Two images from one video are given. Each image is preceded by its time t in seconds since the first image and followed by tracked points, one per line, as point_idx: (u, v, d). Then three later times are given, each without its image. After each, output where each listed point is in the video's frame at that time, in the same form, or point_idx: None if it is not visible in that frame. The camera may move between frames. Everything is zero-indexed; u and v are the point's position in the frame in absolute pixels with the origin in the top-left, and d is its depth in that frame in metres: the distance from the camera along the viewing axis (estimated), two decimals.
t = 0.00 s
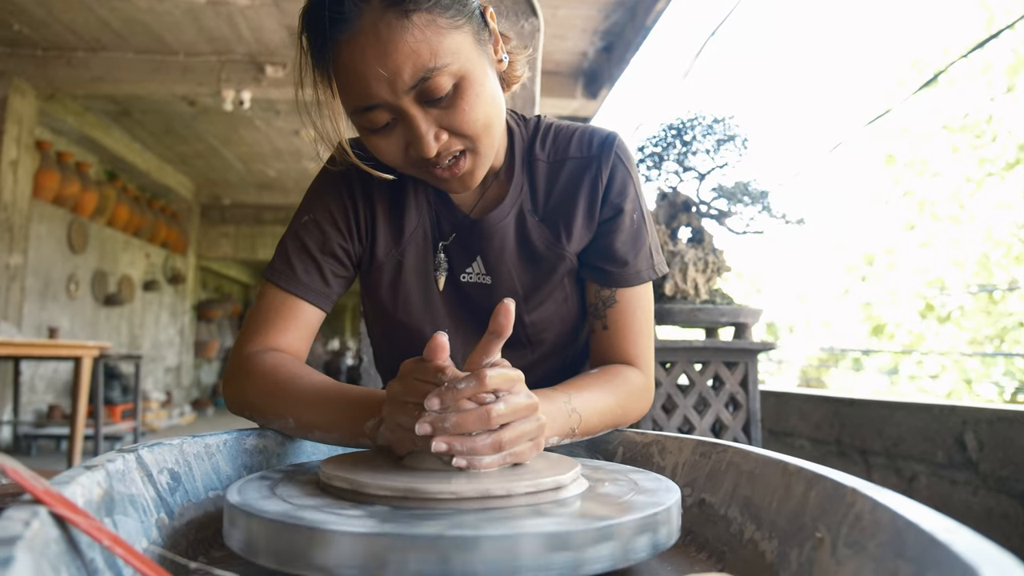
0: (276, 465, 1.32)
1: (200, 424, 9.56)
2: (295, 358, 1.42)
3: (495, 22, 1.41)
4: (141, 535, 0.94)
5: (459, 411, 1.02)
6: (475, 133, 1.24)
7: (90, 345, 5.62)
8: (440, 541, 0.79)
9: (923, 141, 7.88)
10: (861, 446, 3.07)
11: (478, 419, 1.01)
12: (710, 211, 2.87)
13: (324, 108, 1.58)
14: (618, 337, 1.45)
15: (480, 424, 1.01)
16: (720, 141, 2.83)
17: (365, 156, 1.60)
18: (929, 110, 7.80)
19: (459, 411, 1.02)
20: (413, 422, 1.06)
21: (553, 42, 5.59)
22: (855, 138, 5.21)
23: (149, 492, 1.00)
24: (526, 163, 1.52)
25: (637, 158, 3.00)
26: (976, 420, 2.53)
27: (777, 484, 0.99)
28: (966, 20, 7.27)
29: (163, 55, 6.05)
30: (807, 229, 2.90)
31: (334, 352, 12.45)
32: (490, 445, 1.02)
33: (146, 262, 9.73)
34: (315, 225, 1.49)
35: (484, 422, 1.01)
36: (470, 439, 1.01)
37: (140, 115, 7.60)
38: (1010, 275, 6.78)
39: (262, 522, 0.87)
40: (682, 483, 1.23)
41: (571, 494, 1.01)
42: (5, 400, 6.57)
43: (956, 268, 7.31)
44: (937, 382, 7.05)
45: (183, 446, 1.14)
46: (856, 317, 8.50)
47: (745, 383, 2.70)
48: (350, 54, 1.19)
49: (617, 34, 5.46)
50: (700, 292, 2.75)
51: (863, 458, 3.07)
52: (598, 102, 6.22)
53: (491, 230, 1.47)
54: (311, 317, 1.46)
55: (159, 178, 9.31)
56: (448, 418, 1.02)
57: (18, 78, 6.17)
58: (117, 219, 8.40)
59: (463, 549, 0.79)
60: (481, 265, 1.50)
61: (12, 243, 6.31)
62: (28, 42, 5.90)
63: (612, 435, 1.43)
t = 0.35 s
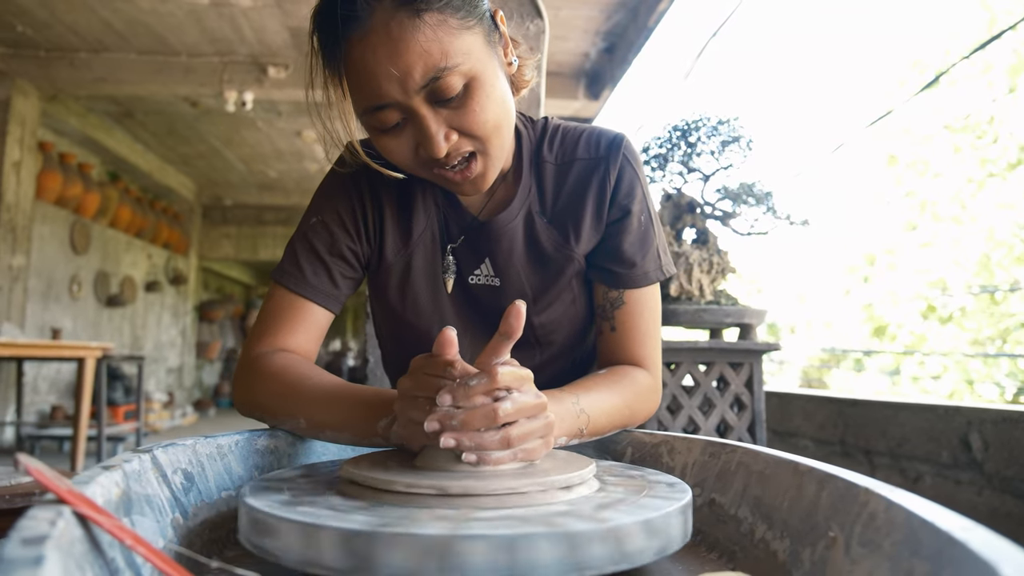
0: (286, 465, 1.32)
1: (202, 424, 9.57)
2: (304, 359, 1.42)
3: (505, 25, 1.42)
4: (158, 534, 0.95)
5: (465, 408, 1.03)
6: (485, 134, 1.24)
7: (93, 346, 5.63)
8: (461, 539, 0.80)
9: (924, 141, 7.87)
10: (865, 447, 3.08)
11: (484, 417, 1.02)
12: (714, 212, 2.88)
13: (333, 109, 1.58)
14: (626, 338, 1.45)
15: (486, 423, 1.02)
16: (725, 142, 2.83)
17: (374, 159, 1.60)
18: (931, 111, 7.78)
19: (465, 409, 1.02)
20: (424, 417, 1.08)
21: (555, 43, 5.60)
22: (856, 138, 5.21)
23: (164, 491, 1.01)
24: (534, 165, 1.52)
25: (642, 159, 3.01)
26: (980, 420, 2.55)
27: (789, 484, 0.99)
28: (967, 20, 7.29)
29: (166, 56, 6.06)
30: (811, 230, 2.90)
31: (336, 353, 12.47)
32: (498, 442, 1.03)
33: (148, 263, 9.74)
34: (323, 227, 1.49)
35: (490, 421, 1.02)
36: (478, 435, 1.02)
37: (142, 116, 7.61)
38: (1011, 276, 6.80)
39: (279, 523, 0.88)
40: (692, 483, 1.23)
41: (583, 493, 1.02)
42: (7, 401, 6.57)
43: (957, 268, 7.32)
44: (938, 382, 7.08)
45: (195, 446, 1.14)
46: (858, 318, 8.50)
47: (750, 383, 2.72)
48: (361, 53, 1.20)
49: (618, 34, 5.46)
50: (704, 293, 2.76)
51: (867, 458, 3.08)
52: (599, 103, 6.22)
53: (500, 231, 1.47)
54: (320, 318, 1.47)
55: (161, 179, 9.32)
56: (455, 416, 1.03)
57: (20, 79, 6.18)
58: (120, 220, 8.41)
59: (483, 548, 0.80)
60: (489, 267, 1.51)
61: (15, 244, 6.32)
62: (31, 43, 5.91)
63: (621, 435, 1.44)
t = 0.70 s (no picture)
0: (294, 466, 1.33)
1: (205, 425, 9.57)
2: (311, 361, 1.42)
3: (510, 27, 1.42)
4: (169, 533, 0.96)
5: (473, 404, 1.03)
6: (491, 137, 1.25)
7: (98, 346, 5.64)
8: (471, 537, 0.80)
9: (926, 142, 7.83)
10: (870, 448, 3.08)
11: (492, 415, 1.03)
12: (718, 213, 2.89)
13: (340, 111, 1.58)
14: (633, 340, 1.45)
15: (494, 420, 1.02)
16: (729, 143, 2.84)
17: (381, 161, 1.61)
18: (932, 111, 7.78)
19: (475, 405, 1.03)
20: (434, 412, 1.09)
21: (558, 44, 5.60)
22: (859, 138, 5.21)
23: (174, 492, 1.02)
24: (540, 167, 1.53)
25: (647, 160, 3.01)
26: (985, 421, 2.55)
27: (797, 485, 1.00)
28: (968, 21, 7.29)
29: (169, 57, 6.08)
30: (815, 231, 2.91)
31: (338, 354, 12.49)
32: (505, 440, 1.03)
33: (151, 264, 9.76)
34: (329, 230, 1.50)
35: (497, 419, 1.02)
36: (485, 433, 1.03)
37: (145, 117, 7.63)
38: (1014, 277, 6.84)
39: (291, 521, 0.88)
40: (699, 483, 1.23)
41: (593, 492, 1.02)
42: (11, 402, 6.59)
43: (961, 269, 7.38)
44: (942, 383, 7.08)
45: (204, 447, 1.15)
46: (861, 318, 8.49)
47: (754, 384, 2.72)
48: (368, 56, 1.20)
49: (621, 35, 5.47)
50: (709, 294, 2.76)
51: (871, 459, 3.08)
52: (602, 104, 6.22)
53: (506, 234, 1.48)
54: (327, 321, 1.47)
55: (164, 180, 9.34)
56: (464, 411, 1.03)
57: (23, 80, 6.20)
58: (123, 221, 8.42)
59: (494, 547, 0.80)
60: (496, 269, 1.51)
61: (19, 245, 6.34)
62: (35, 44, 5.93)
63: (627, 436, 1.44)
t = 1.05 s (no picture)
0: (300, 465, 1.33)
1: (208, 425, 9.59)
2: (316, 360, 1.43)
3: (512, 27, 1.42)
4: (175, 531, 0.96)
5: (478, 395, 1.04)
6: (494, 137, 1.25)
7: (101, 346, 5.65)
8: (473, 535, 0.80)
9: (930, 142, 7.83)
10: (874, 448, 3.08)
11: (498, 405, 1.02)
12: (721, 213, 2.89)
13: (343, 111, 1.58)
14: (636, 340, 1.46)
15: (499, 410, 1.02)
16: (733, 142, 2.84)
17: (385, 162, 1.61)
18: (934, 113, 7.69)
19: (481, 396, 1.03)
20: (441, 404, 1.09)
21: (561, 44, 5.61)
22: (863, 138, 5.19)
23: (181, 490, 1.02)
24: (543, 167, 1.53)
25: (650, 160, 3.01)
26: (990, 421, 2.55)
27: (803, 484, 1.00)
28: (971, 21, 7.28)
29: (172, 58, 6.09)
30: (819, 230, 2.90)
31: (341, 353, 12.51)
32: (508, 431, 1.04)
33: (154, 264, 9.77)
34: (333, 231, 1.50)
35: (502, 409, 1.02)
36: (488, 425, 1.03)
37: (148, 118, 7.65)
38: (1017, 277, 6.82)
39: (296, 520, 0.88)
40: (703, 482, 1.23)
41: (598, 491, 1.02)
42: (15, 401, 6.60)
43: (964, 270, 7.37)
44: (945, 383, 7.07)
45: (210, 445, 1.15)
46: (864, 318, 8.47)
47: (758, 383, 2.72)
48: (370, 56, 1.20)
49: (623, 35, 5.46)
50: (712, 294, 2.76)
51: (875, 459, 3.08)
52: (605, 104, 6.22)
53: (510, 235, 1.48)
54: (331, 321, 1.48)
55: (167, 180, 9.35)
56: (469, 402, 1.04)
57: (27, 80, 6.21)
58: (126, 221, 8.44)
59: (495, 547, 0.80)
60: (499, 270, 1.52)
61: (22, 246, 6.35)
62: (38, 45, 5.95)
63: (632, 435, 1.44)
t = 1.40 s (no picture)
0: (306, 464, 1.33)
1: (211, 424, 9.61)
2: (322, 361, 1.43)
3: (514, 27, 1.42)
4: (183, 529, 0.96)
5: (483, 390, 1.04)
6: (498, 137, 1.25)
7: (105, 346, 5.66)
8: (477, 535, 0.80)
9: (934, 140, 7.80)
10: (877, 447, 3.08)
11: (502, 398, 1.03)
12: (725, 212, 2.89)
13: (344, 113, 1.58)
14: (641, 340, 1.45)
15: (505, 404, 1.03)
16: (736, 142, 2.83)
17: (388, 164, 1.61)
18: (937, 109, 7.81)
19: (486, 390, 1.04)
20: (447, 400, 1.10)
21: (564, 43, 5.60)
22: (867, 137, 5.18)
23: (187, 490, 1.02)
24: (547, 168, 1.53)
25: (654, 160, 3.01)
26: (994, 421, 2.55)
27: (808, 483, 1.00)
28: (974, 19, 7.26)
29: (175, 58, 6.10)
30: (823, 229, 2.90)
31: (345, 353, 12.53)
32: (510, 426, 1.04)
33: (158, 264, 9.79)
34: (338, 232, 1.51)
35: (507, 402, 1.02)
36: (492, 419, 1.04)
37: (152, 118, 7.66)
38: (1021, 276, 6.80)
39: (304, 518, 0.88)
40: (709, 482, 1.23)
41: (604, 490, 1.02)
42: (20, 400, 6.63)
43: (967, 269, 7.33)
44: (948, 382, 7.05)
45: (216, 445, 1.15)
46: (867, 318, 8.47)
47: (762, 383, 2.72)
48: (372, 58, 1.20)
49: (626, 35, 5.46)
50: (716, 293, 2.76)
51: (879, 458, 3.08)
52: (608, 103, 6.22)
53: (513, 236, 1.48)
54: (336, 321, 1.48)
55: (171, 180, 9.37)
56: (475, 396, 1.05)
57: (31, 81, 6.23)
58: (129, 221, 8.46)
59: (501, 547, 0.80)
60: (503, 272, 1.52)
61: (26, 246, 6.37)
62: (42, 46, 5.96)
63: (637, 434, 1.44)
